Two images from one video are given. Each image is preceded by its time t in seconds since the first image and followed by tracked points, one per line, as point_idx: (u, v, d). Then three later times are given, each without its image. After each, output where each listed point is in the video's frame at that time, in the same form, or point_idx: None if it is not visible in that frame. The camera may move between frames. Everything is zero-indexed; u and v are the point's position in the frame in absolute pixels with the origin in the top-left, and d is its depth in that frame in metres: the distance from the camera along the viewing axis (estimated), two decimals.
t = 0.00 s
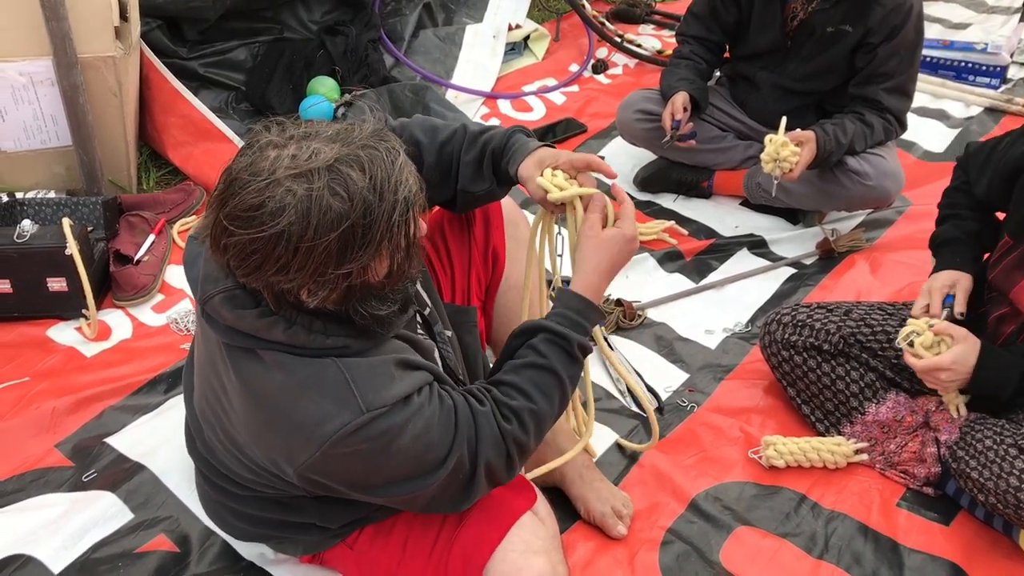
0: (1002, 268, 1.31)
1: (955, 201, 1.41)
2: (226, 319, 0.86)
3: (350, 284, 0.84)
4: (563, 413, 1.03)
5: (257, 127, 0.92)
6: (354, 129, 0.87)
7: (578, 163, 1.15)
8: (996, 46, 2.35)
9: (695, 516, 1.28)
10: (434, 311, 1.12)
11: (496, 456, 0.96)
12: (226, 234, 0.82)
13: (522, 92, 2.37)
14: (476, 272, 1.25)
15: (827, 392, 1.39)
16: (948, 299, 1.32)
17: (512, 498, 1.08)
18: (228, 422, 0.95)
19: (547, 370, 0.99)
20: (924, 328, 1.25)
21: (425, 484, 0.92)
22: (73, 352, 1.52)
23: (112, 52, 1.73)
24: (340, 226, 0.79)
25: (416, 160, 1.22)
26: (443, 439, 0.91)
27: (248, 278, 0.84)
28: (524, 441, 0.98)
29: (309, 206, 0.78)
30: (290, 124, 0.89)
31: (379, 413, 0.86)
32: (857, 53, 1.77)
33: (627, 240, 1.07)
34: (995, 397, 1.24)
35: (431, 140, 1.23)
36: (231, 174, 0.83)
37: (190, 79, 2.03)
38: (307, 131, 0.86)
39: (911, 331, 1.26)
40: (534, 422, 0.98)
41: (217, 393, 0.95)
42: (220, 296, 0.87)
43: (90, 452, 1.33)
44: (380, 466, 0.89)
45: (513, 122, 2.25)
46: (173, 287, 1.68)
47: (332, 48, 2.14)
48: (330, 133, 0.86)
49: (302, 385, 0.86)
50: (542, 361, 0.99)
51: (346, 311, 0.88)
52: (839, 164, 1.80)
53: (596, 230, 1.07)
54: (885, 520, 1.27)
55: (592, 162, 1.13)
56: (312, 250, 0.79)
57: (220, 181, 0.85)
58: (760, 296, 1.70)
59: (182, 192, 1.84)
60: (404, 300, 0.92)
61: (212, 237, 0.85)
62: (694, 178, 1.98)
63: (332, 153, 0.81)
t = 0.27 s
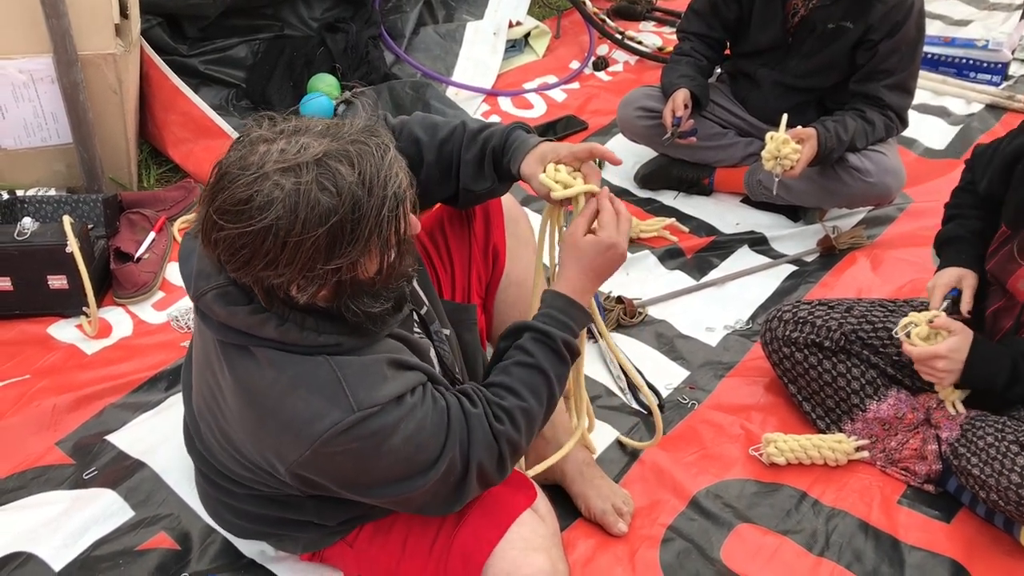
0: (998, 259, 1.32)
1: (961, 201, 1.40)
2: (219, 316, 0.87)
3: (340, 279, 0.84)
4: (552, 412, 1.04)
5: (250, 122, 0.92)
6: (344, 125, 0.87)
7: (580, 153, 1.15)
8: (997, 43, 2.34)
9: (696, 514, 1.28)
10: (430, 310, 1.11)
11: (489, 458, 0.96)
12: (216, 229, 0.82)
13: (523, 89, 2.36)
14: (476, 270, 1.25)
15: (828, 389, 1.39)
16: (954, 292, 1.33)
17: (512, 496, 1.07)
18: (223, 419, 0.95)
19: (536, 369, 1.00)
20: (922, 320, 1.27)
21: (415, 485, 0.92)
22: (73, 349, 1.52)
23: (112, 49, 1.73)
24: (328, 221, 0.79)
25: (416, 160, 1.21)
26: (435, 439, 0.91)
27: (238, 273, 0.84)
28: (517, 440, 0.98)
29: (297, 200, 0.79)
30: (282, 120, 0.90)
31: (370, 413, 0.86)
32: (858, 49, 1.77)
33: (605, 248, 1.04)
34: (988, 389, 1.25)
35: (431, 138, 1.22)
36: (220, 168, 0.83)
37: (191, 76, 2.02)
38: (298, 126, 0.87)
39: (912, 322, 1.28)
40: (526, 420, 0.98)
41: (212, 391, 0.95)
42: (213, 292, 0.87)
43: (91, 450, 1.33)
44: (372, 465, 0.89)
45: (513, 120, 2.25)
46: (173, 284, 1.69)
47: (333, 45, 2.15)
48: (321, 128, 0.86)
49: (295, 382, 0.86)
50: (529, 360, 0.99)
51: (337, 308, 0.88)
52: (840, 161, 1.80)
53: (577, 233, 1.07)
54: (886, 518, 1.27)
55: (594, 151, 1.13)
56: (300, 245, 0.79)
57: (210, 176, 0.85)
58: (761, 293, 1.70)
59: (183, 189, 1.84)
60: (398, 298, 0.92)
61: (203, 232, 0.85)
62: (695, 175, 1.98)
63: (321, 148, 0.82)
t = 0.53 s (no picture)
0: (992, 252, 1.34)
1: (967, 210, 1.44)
2: (217, 313, 0.86)
3: (338, 271, 0.84)
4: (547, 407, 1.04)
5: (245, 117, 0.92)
6: (339, 116, 0.87)
7: (585, 138, 1.16)
8: (999, 40, 2.34)
9: (697, 511, 1.28)
10: (429, 307, 1.11)
11: (488, 453, 0.96)
12: (212, 223, 0.82)
13: (523, 86, 2.36)
14: (477, 268, 1.25)
15: (829, 387, 1.39)
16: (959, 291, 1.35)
17: (512, 493, 1.07)
18: (221, 417, 0.95)
19: (530, 363, 1.00)
20: (921, 315, 1.27)
21: (414, 481, 0.91)
22: (74, 347, 1.52)
23: (112, 46, 1.73)
24: (324, 211, 0.79)
25: (419, 152, 1.23)
26: (433, 434, 0.91)
27: (236, 268, 0.83)
28: (516, 433, 0.98)
29: (292, 190, 0.78)
30: (277, 113, 0.90)
31: (368, 409, 0.86)
32: (859, 46, 1.76)
33: (586, 239, 1.03)
34: (980, 388, 1.27)
35: (431, 130, 1.22)
36: (216, 162, 0.83)
37: (191, 73, 2.02)
38: (292, 119, 0.86)
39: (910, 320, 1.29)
40: (522, 412, 0.98)
41: (211, 389, 0.95)
42: (210, 289, 0.87)
43: (91, 447, 1.33)
44: (372, 461, 0.89)
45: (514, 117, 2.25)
46: (174, 282, 1.69)
47: (333, 42, 2.15)
48: (315, 119, 0.86)
49: (292, 379, 0.86)
50: (522, 354, 0.99)
51: (336, 302, 0.87)
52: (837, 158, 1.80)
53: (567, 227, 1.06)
54: (887, 515, 1.27)
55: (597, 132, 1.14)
56: (296, 236, 0.79)
57: (207, 171, 0.85)
58: (762, 290, 1.70)
59: (183, 187, 1.83)
60: (396, 292, 0.92)
61: (200, 228, 0.85)
62: (696, 172, 1.97)
63: (315, 138, 0.81)
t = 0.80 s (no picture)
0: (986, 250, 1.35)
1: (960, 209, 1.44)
2: (218, 308, 0.86)
3: (335, 264, 0.84)
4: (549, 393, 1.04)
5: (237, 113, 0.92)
6: (329, 109, 0.87)
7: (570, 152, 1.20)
8: (1001, 37, 2.33)
9: (698, 509, 1.28)
10: (430, 303, 1.11)
11: (494, 440, 0.96)
12: (208, 220, 0.83)
13: (525, 84, 2.36)
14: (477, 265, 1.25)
15: (831, 385, 1.39)
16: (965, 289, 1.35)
17: (514, 490, 1.07)
18: (223, 414, 0.95)
19: (532, 349, 1.00)
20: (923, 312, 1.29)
21: (424, 470, 0.91)
22: (75, 345, 1.52)
23: (113, 44, 1.73)
24: (318, 204, 0.80)
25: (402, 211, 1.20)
26: (438, 423, 0.91)
27: (233, 263, 0.84)
28: (521, 418, 0.98)
29: (285, 184, 0.79)
30: (268, 108, 0.90)
31: (374, 399, 0.86)
32: (860, 43, 1.76)
33: (586, 235, 1.02)
34: (979, 388, 1.26)
35: (418, 189, 1.20)
36: (210, 159, 0.83)
37: (191, 71, 2.03)
38: (283, 112, 0.87)
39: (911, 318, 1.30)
40: (526, 397, 0.99)
41: (212, 385, 0.95)
42: (212, 285, 0.86)
43: (93, 445, 1.33)
44: (377, 454, 0.89)
45: (515, 115, 2.25)
46: (175, 280, 1.69)
47: (334, 40, 2.15)
48: (306, 113, 0.86)
49: (296, 370, 0.86)
50: (522, 340, 0.99)
51: (334, 295, 0.88)
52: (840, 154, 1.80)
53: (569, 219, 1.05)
54: (889, 513, 1.27)
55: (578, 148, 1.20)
56: (291, 230, 0.80)
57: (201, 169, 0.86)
58: (764, 288, 1.70)
59: (184, 184, 1.83)
60: (393, 283, 0.93)
61: (196, 225, 0.85)
62: (698, 170, 1.97)
63: (307, 131, 0.82)
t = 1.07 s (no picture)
0: (983, 248, 1.36)
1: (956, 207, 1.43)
2: (212, 300, 0.86)
3: (329, 261, 0.84)
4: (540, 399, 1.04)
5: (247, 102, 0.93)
6: (337, 107, 0.88)
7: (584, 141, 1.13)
8: (1002, 34, 2.32)
9: (698, 507, 1.28)
10: (429, 301, 1.11)
11: (482, 446, 0.96)
12: (208, 206, 0.83)
13: (525, 81, 2.36)
14: (477, 262, 1.25)
15: (830, 383, 1.39)
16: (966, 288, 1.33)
17: (513, 489, 1.07)
18: (218, 409, 0.95)
19: (522, 354, 1.00)
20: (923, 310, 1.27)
21: (409, 471, 0.91)
22: (75, 343, 1.52)
23: (113, 41, 1.73)
24: (316, 199, 0.80)
25: (421, 160, 1.22)
26: (427, 425, 0.91)
27: (229, 252, 0.84)
28: (511, 424, 0.98)
29: (285, 176, 0.79)
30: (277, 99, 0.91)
31: (362, 398, 0.86)
32: (860, 40, 1.76)
33: (580, 243, 1.01)
34: (980, 386, 1.26)
35: (437, 140, 1.22)
36: (214, 145, 0.84)
37: (191, 69, 2.02)
38: (291, 106, 0.87)
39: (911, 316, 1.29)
40: (516, 404, 0.98)
41: (208, 378, 0.95)
42: (207, 276, 0.87)
43: (92, 443, 1.33)
44: (365, 453, 0.89)
45: (515, 112, 2.24)
46: (174, 278, 1.68)
47: (334, 38, 2.14)
48: (313, 109, 0.87)
49: (288, 364, 0.86)
50: (514, 345, 1.00)
51: (329, 294, 0.88)
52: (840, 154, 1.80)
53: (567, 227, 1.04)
54: (889, 512, 1.27)
55: (594, 138, 1.11)
56: (287, 222, 0.80)
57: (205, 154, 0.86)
58: (764, 286, 1.69)
59: (184, 182, 1.83)
60: (391, 289, 0.93)
61: (196, 210, 0.86)
62: (698, 167, 1.96)
63: (311, 126, 0.82)
